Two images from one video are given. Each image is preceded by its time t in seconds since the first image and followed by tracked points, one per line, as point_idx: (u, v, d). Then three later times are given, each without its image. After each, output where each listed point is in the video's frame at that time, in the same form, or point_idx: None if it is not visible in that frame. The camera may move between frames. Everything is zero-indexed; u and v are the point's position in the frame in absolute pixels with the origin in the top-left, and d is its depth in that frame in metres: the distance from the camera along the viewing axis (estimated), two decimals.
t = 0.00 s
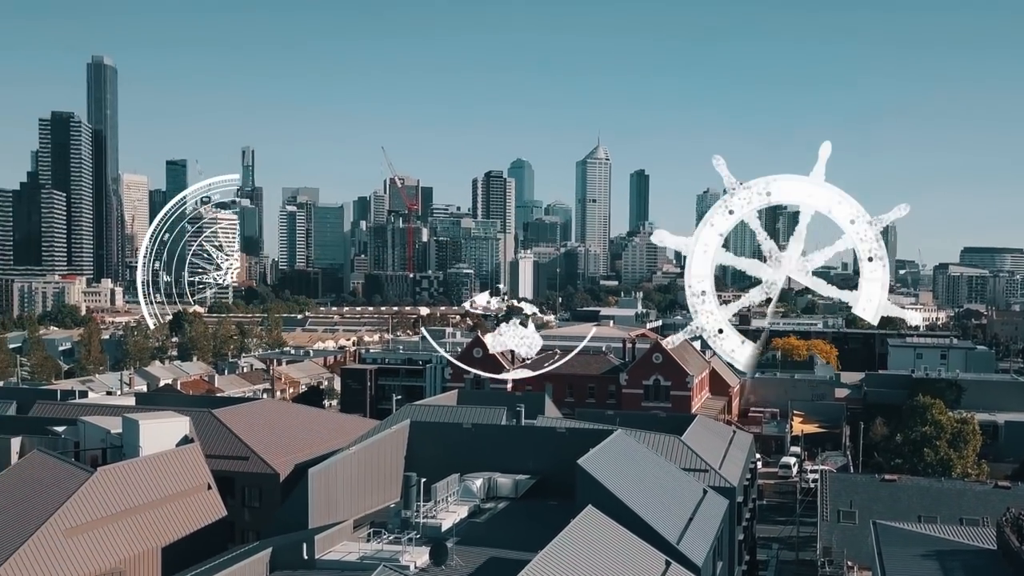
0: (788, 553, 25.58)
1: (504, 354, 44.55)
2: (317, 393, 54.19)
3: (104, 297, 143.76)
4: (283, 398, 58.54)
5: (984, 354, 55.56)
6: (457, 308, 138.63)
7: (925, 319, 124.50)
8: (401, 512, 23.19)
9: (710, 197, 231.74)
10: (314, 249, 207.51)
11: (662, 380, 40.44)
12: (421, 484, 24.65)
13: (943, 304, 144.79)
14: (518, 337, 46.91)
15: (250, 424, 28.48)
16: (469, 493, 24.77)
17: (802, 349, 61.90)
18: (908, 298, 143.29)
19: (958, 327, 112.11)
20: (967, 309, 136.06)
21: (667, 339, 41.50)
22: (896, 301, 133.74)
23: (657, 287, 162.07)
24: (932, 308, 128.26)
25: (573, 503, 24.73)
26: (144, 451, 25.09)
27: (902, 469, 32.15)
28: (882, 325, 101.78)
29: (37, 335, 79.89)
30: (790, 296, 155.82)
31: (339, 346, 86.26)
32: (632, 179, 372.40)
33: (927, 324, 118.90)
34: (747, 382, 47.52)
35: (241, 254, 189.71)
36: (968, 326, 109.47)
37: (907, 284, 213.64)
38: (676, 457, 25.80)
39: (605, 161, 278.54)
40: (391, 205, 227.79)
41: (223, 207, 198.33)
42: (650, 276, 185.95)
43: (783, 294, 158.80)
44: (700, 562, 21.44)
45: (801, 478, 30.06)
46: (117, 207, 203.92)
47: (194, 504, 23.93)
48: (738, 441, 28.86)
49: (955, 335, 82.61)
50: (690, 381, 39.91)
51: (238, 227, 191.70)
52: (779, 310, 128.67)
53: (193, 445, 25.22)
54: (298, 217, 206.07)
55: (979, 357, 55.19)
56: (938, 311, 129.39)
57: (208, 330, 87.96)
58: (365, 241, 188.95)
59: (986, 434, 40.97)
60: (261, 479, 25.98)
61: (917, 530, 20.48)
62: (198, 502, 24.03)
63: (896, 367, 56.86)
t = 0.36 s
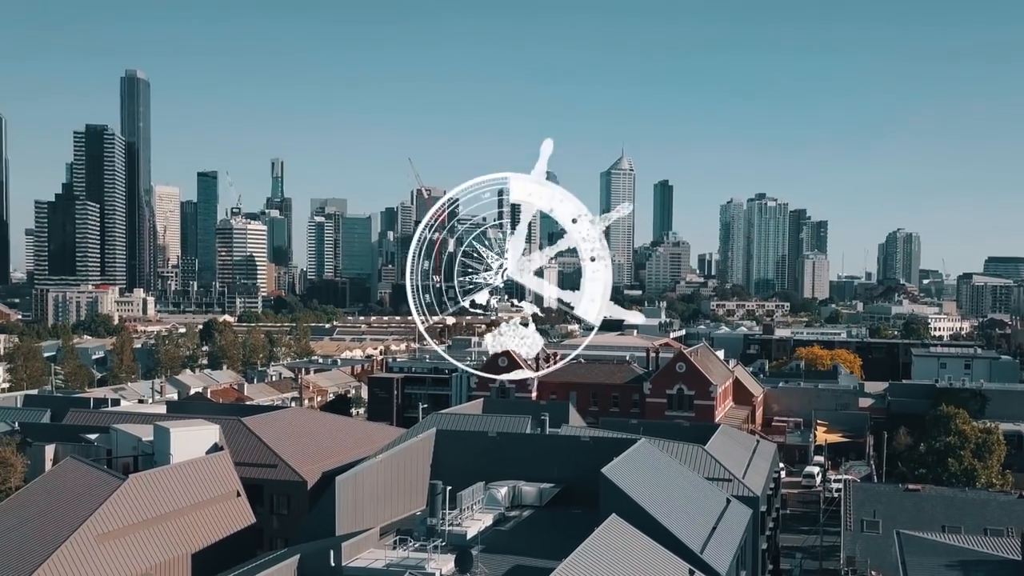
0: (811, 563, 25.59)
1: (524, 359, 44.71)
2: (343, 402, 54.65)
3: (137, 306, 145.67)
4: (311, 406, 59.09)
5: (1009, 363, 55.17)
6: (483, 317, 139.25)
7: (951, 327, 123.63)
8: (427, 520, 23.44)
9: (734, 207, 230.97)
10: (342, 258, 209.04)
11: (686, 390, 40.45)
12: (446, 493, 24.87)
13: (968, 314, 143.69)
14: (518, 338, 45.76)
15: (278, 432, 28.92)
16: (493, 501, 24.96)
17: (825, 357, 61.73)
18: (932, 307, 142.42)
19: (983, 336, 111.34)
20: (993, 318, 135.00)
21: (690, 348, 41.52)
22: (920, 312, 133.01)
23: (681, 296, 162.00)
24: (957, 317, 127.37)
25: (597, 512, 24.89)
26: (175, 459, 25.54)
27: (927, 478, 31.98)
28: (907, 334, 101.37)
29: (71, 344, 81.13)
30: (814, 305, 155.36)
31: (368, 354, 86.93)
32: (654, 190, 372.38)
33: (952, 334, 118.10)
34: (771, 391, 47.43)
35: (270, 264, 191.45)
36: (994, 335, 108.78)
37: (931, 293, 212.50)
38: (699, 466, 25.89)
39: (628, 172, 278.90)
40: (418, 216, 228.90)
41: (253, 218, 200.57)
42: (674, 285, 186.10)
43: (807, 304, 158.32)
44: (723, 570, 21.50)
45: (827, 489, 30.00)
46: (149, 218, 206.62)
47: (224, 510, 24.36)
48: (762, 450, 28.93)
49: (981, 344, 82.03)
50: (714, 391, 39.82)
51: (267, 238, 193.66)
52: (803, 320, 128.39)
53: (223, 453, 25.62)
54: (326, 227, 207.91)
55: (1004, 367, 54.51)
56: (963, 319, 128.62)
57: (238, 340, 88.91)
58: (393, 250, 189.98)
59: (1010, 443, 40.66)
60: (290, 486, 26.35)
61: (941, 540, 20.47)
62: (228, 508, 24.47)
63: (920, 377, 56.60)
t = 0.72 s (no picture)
0: (834, 572, 25.53)
1: (548, 370, 44.86)
2: (369, 410, 55.08)
3: (168, 315, 147.39)
4: (338, 414, 59.57)
5: None
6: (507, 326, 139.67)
7: (975, 336, 122.70)
8: (452, 527, 23.65)
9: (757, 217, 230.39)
10: (368, 268, 210.24)
11: (709, 399, 40.45)
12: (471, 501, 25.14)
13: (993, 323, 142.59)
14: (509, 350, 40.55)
15: (304, 440, 29.29)
16: (518, 509, 25.17)
17: (847, 366, 61.49)
18: (957, 317, 141.45)
19: (1008, 345, 110.42)
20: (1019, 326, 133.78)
21: (713, 357, 41.49)
22: (944, 321, 132.11)
23: (704, 306, 161.63)
24: (982, 327, 126.29)
25: (621, 520, 25.00)
26: (205, 467, 25.95)
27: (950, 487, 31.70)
28: (930, 343, 100.69)
29: (103, 353, 82.20)
30: (837, 314, 154.67)
31: (394, 363, 87.44)
32: (678, 199, 371.96)
33: (976, 343, 117.18)
34: (793, 400, 47.23)
35: (297, 273, 193.03)
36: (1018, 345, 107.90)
37: (955, 302, 211.09)
38: (722, 475, 25.93)
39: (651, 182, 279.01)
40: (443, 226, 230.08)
41: (281, 228, 202.61)
42: (697, 294, 185.92)
43: (830, 313, 157.62)
44: None
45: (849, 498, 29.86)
46: (180, 229, 209.11)
47: (251, 517, 24.70)
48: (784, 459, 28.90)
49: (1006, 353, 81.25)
50: (737, 399, 39.78)
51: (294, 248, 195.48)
52: (826, 329, 127.93)
53: (250, 460, 25.98)
54: (353, 238, 209.50)
55: None
56: (987, 328, 127.64)
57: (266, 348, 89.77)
58: (418, 259, 190.96)
59: None
60: (316, 493, 26.66)
61: (965, 549, 20.42)
62: (255, 515, 24.83)
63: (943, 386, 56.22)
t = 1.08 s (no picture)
0: None
1: (571, 380, 44.91)
2: (394, 418, 55.35)
3: (197, 324, 148.79)
4: (363, 422, 59.90)
5: None
6: (530, 335, 139.91)
7: (999, 345, 121.66)
8: (474, 535, 23.81)
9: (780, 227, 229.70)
10: (394, 277, 211.28)
11: (731, 408, 40.35)
12: (493, 509, 25.32)
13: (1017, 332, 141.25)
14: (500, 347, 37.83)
15: (329, 447, 29.59)
16: (540, 517, 25.28)
17: (869, 375, 61.16)
18: (981, 326, 140.30)
19: None
20: None
21: (735, 366, 41.35)
22: (967, 330, 131.06)
23: (725, 315, 161.10)
24: (1007, 337, 125.12)
25: (643, 529, 25.06)
26: (231, 475, 26.30)
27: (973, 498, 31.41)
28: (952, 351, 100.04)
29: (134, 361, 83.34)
30: (860, 323, 153.86)
31: (418, 371, 87.86)
32: (700, 209, 370.96)
33: (1001, 351, 116.06)
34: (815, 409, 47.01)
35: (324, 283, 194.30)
36: None
37: (978, 311, 209.40)
38: (743, 485, 25.92)
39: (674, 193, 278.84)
40: (468, 236, 230.97)
41: (307, 238, 204.17)
42: (720, 303, 185.51)
43: (852, 322, 156.82)
44: None
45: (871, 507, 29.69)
46: (209, 240, 211.17)
47: (276, 524, 25.01)
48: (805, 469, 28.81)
49: None
50: (759, 408, 39.72)
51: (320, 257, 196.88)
52: (848, 338, 127.29)
53: (276, 469, 26.30)
54: (378, 247, 210.63)
55: None
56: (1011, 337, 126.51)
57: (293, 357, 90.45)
58: (442, 268, 191.64)
59: None
60: (341, 501, 26.93)
61: (988, 559, 20.30)
62: (281, 521, 25.14)
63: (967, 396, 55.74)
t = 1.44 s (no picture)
0: None
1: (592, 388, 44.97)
2: (417, 426, 55.61)
3: (223, 332, 150.12)
4: (386, 429, 60.26)
5: None
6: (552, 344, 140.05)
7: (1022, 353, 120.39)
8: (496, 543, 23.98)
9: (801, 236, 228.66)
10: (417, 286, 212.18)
11: (752, 416, 40.31)
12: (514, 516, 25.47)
13: None
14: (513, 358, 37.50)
15: (352, 454, 29.88)
16: (562, 525, 25.39)
17: (891, 384, 60.79)
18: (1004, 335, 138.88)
19: None
20: None
21: (756, 375, 41.32)
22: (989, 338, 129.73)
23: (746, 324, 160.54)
24: None
25: (664, 536, 25.14)
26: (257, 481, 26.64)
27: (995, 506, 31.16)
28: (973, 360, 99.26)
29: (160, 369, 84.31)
30: (881, 332, 152.85)
31: (440, 379, 88.19)
32: (721, 218, 369.91)
33: None
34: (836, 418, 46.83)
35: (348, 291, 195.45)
36: None
37: (1001, 320, 207.34)
38: (764, 493, 25.93)
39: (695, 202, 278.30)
40: (491, 245, 231.55)
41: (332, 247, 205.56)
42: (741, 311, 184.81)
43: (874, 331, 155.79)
44: None
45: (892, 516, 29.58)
46: (236, 250, 213.20)
47: (301, 530, 25.32)
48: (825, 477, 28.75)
49: None
50: (780, 417, 39.70)
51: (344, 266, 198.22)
52: (869, 346, 126.49)
53: (300, 475, 26.59)
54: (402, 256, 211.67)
55: None
56: None
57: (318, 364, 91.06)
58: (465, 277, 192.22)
59: None
60: (364, 508, 27.20)
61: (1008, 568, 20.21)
62: (305, 528, 25.44)
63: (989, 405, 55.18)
